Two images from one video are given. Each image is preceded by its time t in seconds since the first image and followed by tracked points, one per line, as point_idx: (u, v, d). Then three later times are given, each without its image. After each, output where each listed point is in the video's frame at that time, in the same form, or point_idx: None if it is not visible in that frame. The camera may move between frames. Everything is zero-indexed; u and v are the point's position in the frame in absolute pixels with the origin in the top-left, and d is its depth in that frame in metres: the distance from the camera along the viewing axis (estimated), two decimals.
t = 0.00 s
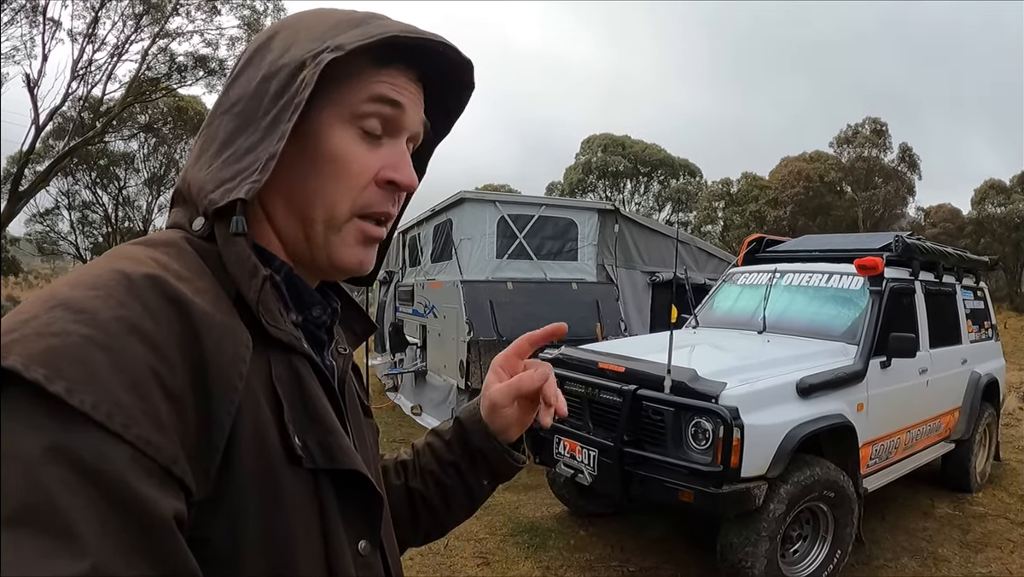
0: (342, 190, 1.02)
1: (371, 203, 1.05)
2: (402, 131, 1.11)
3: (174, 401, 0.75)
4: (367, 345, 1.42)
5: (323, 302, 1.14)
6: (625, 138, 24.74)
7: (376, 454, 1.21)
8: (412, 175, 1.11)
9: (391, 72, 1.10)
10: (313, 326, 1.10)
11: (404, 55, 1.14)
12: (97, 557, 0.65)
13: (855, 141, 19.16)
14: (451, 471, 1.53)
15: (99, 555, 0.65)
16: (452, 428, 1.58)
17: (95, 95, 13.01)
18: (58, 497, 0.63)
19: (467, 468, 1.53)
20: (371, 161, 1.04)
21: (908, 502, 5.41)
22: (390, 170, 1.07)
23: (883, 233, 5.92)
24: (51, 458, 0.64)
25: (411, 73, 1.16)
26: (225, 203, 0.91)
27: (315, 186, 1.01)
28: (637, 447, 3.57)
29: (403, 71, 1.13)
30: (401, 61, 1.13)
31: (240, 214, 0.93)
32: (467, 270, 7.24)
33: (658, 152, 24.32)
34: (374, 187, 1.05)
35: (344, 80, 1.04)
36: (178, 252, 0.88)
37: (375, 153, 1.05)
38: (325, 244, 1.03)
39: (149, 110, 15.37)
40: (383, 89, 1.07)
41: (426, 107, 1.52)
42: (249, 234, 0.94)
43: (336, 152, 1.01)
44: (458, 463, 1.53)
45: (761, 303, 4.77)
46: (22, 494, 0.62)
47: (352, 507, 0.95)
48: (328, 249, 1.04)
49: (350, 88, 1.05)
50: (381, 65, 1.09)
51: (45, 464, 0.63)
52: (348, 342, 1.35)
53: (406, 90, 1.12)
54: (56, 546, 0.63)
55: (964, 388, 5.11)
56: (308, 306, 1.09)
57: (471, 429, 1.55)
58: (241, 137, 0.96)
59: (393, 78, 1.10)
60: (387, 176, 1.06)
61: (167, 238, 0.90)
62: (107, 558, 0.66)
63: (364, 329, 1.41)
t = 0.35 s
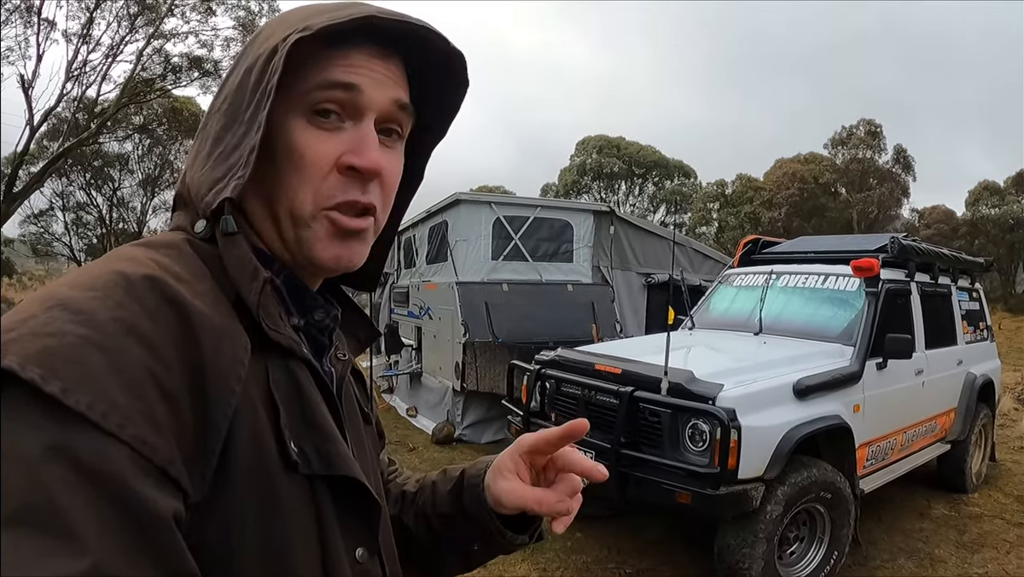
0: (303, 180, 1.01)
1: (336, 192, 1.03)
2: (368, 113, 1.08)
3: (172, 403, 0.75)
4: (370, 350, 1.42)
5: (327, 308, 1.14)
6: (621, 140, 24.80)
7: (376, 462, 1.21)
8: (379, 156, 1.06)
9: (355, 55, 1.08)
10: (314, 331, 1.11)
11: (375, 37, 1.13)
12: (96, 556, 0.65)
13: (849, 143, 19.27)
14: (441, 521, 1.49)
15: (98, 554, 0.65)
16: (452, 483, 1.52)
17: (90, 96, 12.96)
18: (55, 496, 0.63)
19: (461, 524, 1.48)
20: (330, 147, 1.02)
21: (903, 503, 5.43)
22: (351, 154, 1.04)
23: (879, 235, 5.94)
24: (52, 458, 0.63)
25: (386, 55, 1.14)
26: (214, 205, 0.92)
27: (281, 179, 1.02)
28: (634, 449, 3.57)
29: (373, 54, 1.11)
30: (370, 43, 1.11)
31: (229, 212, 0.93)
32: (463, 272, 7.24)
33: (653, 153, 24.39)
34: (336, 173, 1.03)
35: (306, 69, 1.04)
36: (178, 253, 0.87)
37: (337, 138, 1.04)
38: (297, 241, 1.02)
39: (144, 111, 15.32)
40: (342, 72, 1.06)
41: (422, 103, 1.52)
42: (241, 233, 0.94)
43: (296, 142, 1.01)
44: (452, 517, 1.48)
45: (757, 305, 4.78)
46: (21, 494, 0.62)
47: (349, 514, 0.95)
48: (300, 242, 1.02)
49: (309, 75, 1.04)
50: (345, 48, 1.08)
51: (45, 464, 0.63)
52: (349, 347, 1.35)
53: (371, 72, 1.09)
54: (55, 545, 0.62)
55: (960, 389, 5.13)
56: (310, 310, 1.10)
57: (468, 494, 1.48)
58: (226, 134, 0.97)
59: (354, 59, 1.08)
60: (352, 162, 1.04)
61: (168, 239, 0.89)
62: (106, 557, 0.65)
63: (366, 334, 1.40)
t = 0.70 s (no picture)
0: (304, 181, 1.01)
1: (336, 194, 1.03)
2: (373, 117, 1.08)
3: (173, 404, 0.75)
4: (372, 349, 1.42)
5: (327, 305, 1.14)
6: (618, 139, 24.82)
7: (377, 461, 1.20)
8: (383, 161, 1.06)
9: (366, 59, 1.08)
10: (315, 328, 1.10)
11: (388, 41, 1.12)
12: (96, 558, 0.65)
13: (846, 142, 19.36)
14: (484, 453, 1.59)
15: (98, 555, 0.65)
16: (491, 414, 1.63)
17: (87, 94, 12.93)
18: (55, 497, 0.63)
19: (503, 454, 1.59)
20: (334, 150, 1.02)
21: (900, 502, 5.45)
22: (354, 158, 1.03)
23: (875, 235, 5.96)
24: (53, 459, 0.63)
25: (397, 59, 1.13)
26: (213, 206, 0.92)
27: (282, 179, 1.02)
28: (631, 447, 3.58)
29: (385, 57, 1.11)
30: (382, 47, 1.11)
31: (226, 218, 0.92)
32: (461, 271, 7.23)
33: (650, 153, 24.43)
34: (339, 176, 1.03)
35: (316, 70, 1.04)
36: (178, 253, 0.87)
37: (343, 141, 1.04)
38: (296, 241, 1.03)
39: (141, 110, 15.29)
40: (351, 76, 1.05)
41: (431, 106, 1.51)
42: (239, 237, 0.94)
43: (300, 143, 1.01)
44: (491, 447, 1.59)
45: (754, 304, 4.79)
46: (24, 494, 0.62)
47: (350, 513, 0.95)
48: (295, 243, 1.03)
49: (318, 76, 1.04)
50: (356, 51, 1.08)
51: (47, 465, 0.63)
52: (351, 346, 1.35)
53: (380, 76, 1.09)
54: (55, 546, 0.62)
55: (956, 388, 5.15)
56: (312, 308, 1.10)
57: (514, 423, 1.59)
58: (232, 134, 0.97)
59: (365, 62, 1.08)
60: (356, 165, 1.03)
61: (170, 238, 0.89)
62: (107, 559, 0.65)
63: (368, 332, 1.40)
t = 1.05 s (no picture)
0: (305, 173, 1.01)
1: (337, 185, 1.02)
2: (372, 110, 1.07)
3: (171, 405, 0.74)
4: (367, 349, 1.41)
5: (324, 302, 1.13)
6: (616, 141, 24.85)
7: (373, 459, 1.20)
8: (383, 153, 1.05)
9: (363, 51, 1.08)
10: (311, 327, 1.09)
11: (386, 35, 1.12)
12: (92, 559, 0.64)
13: (844, 144, 19.39)
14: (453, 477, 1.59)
15: (94, 557, 0.64)
16: (461, 438, 1.64)
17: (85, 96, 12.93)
18: (51, 500, 0.62)
19: (469, 481, 1.59)
20: (333, 143, 1.02)
21: (898, 502, 5.46)
22: (355, 149, 1.03)
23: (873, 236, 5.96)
24: (50, 460, 0.63)
25: (395, 53, 1.13)
26: (216, 198, 0.92)
27: (284, 173, 1.02)
28: (629, 448, 3.57)
29: (382, 50, 1.10)
30: (379, 40, 1.11)
31: (234, 204, 0.92)
32: (458, 272, 7.23)
33: (649, 155, 24.47)
34: (340, 168, 1.02)
35: (314, 63, 1.04)
36: (175, 251, 0.87)
37: (343, 133, 1.03)
38: (298, 234, 1.02)
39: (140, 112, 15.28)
40: (350, 69, 1.05)
41: (428, 103, 1.51)
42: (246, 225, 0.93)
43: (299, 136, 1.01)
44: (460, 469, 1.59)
45: (751, 305, 4.79)
46: (20, 495, 0.62)
47: (347, 513, 0.95)
48: (298, 236, 1.03)
49: (316, 68, 1.03)
50: (355, 43, 1.07)
51: (43, 466, 0.63)
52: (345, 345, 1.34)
53: (378, 68, 1.08)
54: (52, 546, 0.62)
55: (953, 389, 5.15)
56: (308, 308, 1.09)
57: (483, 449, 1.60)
58: (233, 128, 0.97)
59: (362, 55, 1.07)
60: (356, 156, 1.03)
61: (166, 236, 0.89)
62: (103, 560, 0.65)
63: (362, 332, 1.40)
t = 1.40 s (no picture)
0: (320, 187, 1.00)
1: (349, 200, 1.02)
2: (386, 129, 1.07)
3: (189, 398, 0.74)
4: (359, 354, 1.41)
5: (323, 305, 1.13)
6: (608, 146, 24.94)
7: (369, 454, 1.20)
8: (395, 172, 1.06)
9: (382, 71, 1.07)
10: (313, 329, 1.10)
11: (403, 54, 1.12)
12: (109, 557, 0.63)
13: (835, 149, 19.53)
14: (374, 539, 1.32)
15: (111, 554, 0.63)
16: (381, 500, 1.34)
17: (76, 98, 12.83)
18: (76, 491, 0.61)
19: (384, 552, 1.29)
20: (347, 159, 1.02)
21: (889, 506, 5.49)
22: (368, 166, 1.03)
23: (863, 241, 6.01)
24: (73, 455, 0.62)
25: (410, 73, 1.13)
26: (230, 202, 0.91)
27: (296, 182, 1.01)
28: (621, 452, 3.58)
29: (399, 70, 1.10)
30: (396, 60, 1.11)
31: (247, 210, 0.91)
32: (450, 276, 7.21)
33: (641, 160, 24.58)
34: (353, 185, 1.02)
35: (332, 78, 1.03)
36: (187, 249, 0.86)
37: (358, 149, 1.03)
38: (305, 244, 1.01)
39: (131, 115, 15.19)
40: (369, 88, 1.05)
41: (429, 119, 1.51)
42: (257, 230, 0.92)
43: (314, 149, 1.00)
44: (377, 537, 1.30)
45: (743, 310, 4.82)
46: (38, 492, 0.60)
47: (353, 508, 0.94)
48: (304, 246, 1.02)
49: (334, 85, 1.03)
50: (374, 62, 1.07)
51: (66, 463, 0.61)
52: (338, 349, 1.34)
53: (395, 88, 1.08)
54: (71, 541, 0.61)
55: (944, 392, 5.19)
56: (310, 308, 1.09)
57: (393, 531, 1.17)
58: (248, 137, 0.96)
59: (380, 75, 1.07)
60: (369, 174, 1.03)
61: (174, 236, 0.88)
62: (120, 557, 0.64)
63: (351, 339, 1.39)
